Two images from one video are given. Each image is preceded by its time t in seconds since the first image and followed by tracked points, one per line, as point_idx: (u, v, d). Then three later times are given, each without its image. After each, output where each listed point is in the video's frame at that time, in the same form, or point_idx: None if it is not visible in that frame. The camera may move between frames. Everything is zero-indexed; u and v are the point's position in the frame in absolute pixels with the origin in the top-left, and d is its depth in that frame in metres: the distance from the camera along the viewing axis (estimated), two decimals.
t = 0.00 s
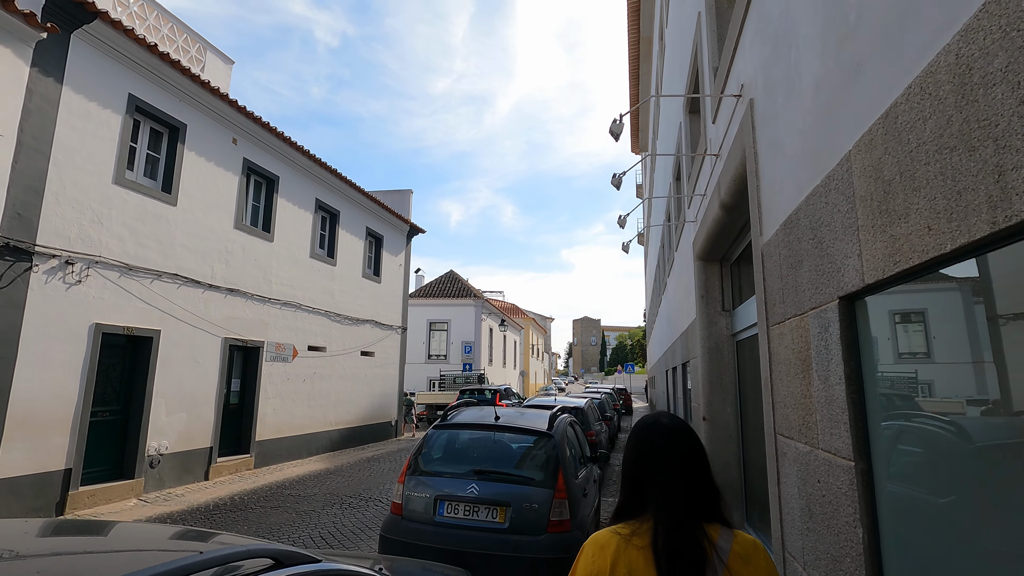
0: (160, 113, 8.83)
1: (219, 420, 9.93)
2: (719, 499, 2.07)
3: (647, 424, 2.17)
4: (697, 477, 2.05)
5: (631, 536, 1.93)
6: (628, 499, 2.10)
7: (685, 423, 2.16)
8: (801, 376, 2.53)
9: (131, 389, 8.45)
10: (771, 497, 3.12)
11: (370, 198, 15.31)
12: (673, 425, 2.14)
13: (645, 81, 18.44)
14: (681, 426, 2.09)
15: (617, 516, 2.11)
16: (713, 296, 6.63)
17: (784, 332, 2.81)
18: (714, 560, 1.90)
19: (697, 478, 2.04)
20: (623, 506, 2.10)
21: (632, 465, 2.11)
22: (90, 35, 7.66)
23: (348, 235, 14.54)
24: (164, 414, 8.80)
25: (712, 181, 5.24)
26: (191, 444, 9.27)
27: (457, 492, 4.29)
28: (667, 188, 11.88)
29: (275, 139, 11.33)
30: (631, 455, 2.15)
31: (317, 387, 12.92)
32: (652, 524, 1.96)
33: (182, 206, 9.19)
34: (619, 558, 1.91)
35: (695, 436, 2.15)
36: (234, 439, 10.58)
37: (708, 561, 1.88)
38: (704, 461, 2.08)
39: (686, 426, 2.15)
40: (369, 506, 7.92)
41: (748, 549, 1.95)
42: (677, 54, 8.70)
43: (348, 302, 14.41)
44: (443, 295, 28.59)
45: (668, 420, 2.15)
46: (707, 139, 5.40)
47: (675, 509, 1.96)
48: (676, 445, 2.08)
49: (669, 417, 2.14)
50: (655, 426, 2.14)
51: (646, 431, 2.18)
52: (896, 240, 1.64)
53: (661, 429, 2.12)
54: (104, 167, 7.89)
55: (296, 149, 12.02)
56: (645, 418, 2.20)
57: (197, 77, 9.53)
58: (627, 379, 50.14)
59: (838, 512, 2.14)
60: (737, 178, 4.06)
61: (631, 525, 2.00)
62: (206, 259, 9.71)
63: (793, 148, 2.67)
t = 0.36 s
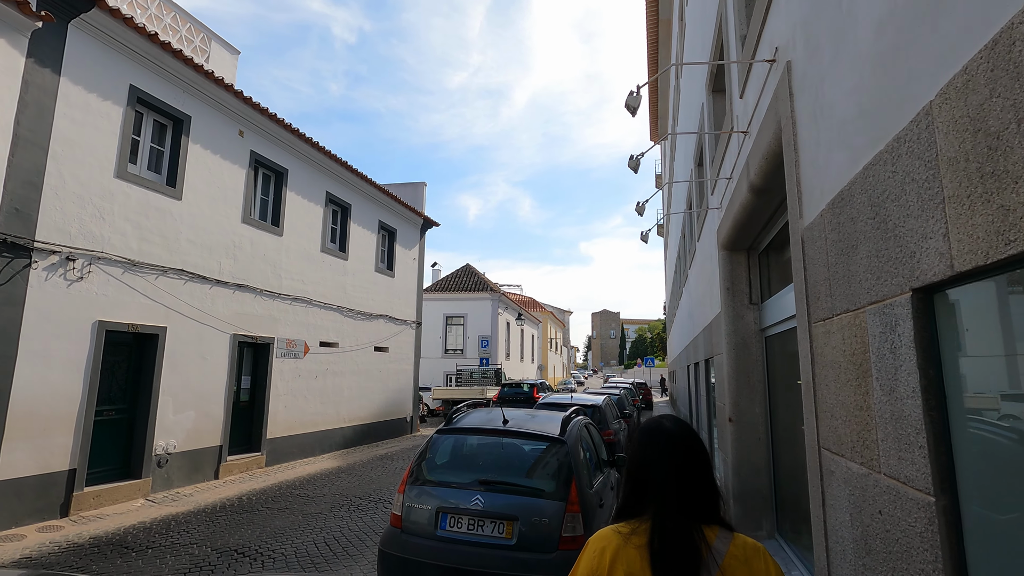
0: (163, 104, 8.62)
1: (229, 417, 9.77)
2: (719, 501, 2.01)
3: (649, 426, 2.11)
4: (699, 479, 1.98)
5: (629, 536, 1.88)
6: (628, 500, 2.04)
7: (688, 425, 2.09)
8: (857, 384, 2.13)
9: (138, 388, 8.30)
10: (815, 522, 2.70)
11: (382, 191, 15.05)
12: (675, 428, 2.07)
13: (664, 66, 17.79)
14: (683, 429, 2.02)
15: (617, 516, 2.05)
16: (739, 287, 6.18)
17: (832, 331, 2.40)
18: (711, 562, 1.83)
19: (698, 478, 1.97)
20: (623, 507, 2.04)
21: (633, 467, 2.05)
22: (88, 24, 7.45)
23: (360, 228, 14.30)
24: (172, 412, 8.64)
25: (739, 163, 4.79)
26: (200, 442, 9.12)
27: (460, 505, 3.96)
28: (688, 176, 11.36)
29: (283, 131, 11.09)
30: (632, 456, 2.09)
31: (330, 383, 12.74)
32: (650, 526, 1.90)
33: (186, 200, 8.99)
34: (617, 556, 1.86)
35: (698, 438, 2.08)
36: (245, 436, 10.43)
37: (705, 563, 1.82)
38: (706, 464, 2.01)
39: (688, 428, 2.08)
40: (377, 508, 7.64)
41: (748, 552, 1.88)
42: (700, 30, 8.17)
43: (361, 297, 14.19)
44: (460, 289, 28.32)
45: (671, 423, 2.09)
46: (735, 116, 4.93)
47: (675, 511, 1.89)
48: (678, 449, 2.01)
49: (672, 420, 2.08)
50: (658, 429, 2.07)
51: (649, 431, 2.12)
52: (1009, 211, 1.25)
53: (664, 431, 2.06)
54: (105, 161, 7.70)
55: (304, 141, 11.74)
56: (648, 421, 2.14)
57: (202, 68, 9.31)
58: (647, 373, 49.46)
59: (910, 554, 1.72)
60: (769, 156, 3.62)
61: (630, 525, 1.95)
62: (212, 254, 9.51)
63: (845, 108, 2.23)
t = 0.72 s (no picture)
0: (169, 96, 8.37)
1: (240, 417, 9.53)
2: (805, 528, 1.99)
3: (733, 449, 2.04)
4: (786, 508, 1.94)
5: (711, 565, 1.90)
6: (709, 525, 2.03)
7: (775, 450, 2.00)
8: (970, 396, 1.66)
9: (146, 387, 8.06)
10: (897, 560, 2.23)
11: (397, 184, 14.71)
12: (762, 454, 1.99)
13: (688, 50, 17.08)
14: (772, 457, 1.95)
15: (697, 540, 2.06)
16: (778, 277, 5.65)
17: (927, 325, 1.93)
18: None
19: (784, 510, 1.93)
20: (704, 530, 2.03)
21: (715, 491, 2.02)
22: (88, 12, 7.19)
23: (375, 222, 13.98)
24: (181, 412, 8.41)
25: (784, 136, 4.26)
26: (210, 443, 8.89)
27: (472, 522, 3.55)
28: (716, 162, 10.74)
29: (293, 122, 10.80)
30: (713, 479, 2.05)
31: (345, 381, 12.46)
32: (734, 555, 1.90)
33: (194, 194, 8.73)
34: None
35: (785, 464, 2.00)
36: (258, 436, 10.19)
37: None
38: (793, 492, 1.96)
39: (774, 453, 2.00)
40: (391, 514, 7.29)
41: None
42: None
43: (376, 293, 13.88)
44: (478, 284, 27.95)
45: (757, 447, 2.00)
46: (777, 84, 4.41)
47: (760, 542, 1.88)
48: (765, 477, 1.95)
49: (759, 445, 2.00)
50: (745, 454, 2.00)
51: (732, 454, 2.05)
52: None
53: (750, 456, 1.99)
54: (109, 153, 7.46)
55: (315, 132, 11.43)
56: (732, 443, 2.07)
57: (209, 58, 9.04)
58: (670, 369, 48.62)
59: None
60: (827, 120, 3.10)
61: (713, 551, 1.96)
62: (222, 249, 9.25)
63: (951, 34, 1.72)
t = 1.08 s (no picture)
0: (163, 81, 8.03)
1: (242, 415, 9.22)
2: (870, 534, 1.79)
3: (783, 447, 1.83)
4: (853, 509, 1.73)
5: None
6: (762, 534, 1.78)
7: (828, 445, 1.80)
8: None
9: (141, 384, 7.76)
10: None
11: (405, 175, 14.31)
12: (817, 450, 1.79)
13: (705, 31, 16.35)
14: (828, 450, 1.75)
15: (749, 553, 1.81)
16: (813, 264, 5.06)
17: None
18: None
19: (849, 509, 1.71)
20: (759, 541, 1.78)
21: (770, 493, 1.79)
22: None
23: (382, 214, 13.60)
24: (179, 411, 8.10)
25: (825, 99, 3.73)
26: (210, 442, 8.59)
27: (469, 543, 3.10)
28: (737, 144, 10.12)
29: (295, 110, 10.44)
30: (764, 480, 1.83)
31: (352, 378, 12.12)
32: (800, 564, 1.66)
33: (190, 183, 8.39)
34: None
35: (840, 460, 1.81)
36: (261, 434, 9.89)
37: None
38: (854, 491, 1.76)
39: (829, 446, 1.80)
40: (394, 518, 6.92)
41: None
42: None
43: (384, 287, 13.51)
44: (491, 279, 27.53)
45: (810, 441, 1.80)
46: (816, 40, 3.86)
47: (831, 546, 1.65)
48: (826, 473, 1.74)
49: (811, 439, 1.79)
50: (798, 451, 1.79)
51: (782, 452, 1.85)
52: None
53: (804, 451, 1.78)
54: (98, 140, 7.14)
55: (318, 120, 11.04)
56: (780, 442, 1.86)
57: (205, 41, 8.68)
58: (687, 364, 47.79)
59: None
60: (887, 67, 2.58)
61: (774, 563, 1.71)
62: (220, 241, 8.92)
63: None
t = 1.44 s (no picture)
0: (149, 63, 7.72)
1: (238, 409, 8.96)
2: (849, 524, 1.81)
3: (758, 440, 1.88)
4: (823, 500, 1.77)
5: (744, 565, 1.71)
6: (736, 524, 1.85)
7: (800, 438, 1.84)
8: None
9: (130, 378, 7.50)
10: None
11: (408, 163, 13.92)
12: (787, 443, 1.82)
13: (719, 10, 15.64)
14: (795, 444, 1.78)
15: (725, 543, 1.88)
16: (837, 244, 4.56)
17: None
18: None
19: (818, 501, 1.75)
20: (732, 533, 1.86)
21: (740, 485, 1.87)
22: None
23: (385, 203, 13.25)
24: (170, 405, 7.84)
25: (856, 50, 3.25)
26: (204, 437, 8.33)
27: (449, 561, 2.70)
28: (754, 123, 9.54)
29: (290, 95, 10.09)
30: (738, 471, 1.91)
31: (354, 371, 11.82)
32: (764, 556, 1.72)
33: (178, 170, 8.10)
34: None
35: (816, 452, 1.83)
36: (259, 429, 9.63)
37: None
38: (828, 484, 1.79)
39: (800, 439, 1.83)
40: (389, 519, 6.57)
41: None
42: None
43: (387, 278, 13.17)
44: (500, 271, 27.11)
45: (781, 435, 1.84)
46: None
47: (796, 540, 1.70)
48: (791, 468, 1.78)
49: (783, 432, 1.83)
50: (768, 444, 1.84)
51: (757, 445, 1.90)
52: None
53: (774, 446, 1.83)
54: (79, 125, 6.86)
55: (316, 106, 10.69)
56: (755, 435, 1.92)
57: (193, 22, 8.34)
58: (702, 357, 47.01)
59: None
60: None
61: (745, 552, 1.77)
62: (212, 230, 8.63)
63: None
